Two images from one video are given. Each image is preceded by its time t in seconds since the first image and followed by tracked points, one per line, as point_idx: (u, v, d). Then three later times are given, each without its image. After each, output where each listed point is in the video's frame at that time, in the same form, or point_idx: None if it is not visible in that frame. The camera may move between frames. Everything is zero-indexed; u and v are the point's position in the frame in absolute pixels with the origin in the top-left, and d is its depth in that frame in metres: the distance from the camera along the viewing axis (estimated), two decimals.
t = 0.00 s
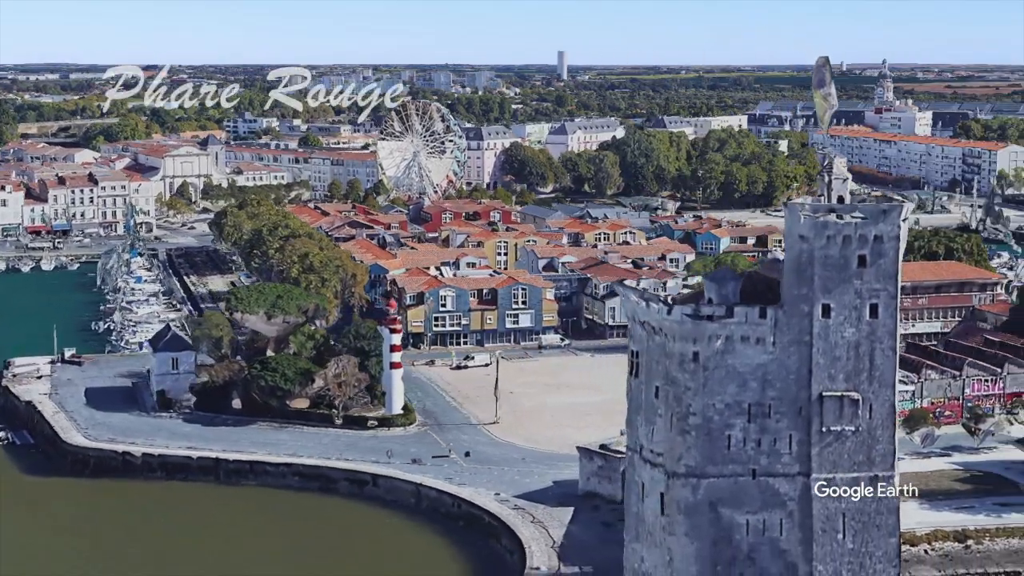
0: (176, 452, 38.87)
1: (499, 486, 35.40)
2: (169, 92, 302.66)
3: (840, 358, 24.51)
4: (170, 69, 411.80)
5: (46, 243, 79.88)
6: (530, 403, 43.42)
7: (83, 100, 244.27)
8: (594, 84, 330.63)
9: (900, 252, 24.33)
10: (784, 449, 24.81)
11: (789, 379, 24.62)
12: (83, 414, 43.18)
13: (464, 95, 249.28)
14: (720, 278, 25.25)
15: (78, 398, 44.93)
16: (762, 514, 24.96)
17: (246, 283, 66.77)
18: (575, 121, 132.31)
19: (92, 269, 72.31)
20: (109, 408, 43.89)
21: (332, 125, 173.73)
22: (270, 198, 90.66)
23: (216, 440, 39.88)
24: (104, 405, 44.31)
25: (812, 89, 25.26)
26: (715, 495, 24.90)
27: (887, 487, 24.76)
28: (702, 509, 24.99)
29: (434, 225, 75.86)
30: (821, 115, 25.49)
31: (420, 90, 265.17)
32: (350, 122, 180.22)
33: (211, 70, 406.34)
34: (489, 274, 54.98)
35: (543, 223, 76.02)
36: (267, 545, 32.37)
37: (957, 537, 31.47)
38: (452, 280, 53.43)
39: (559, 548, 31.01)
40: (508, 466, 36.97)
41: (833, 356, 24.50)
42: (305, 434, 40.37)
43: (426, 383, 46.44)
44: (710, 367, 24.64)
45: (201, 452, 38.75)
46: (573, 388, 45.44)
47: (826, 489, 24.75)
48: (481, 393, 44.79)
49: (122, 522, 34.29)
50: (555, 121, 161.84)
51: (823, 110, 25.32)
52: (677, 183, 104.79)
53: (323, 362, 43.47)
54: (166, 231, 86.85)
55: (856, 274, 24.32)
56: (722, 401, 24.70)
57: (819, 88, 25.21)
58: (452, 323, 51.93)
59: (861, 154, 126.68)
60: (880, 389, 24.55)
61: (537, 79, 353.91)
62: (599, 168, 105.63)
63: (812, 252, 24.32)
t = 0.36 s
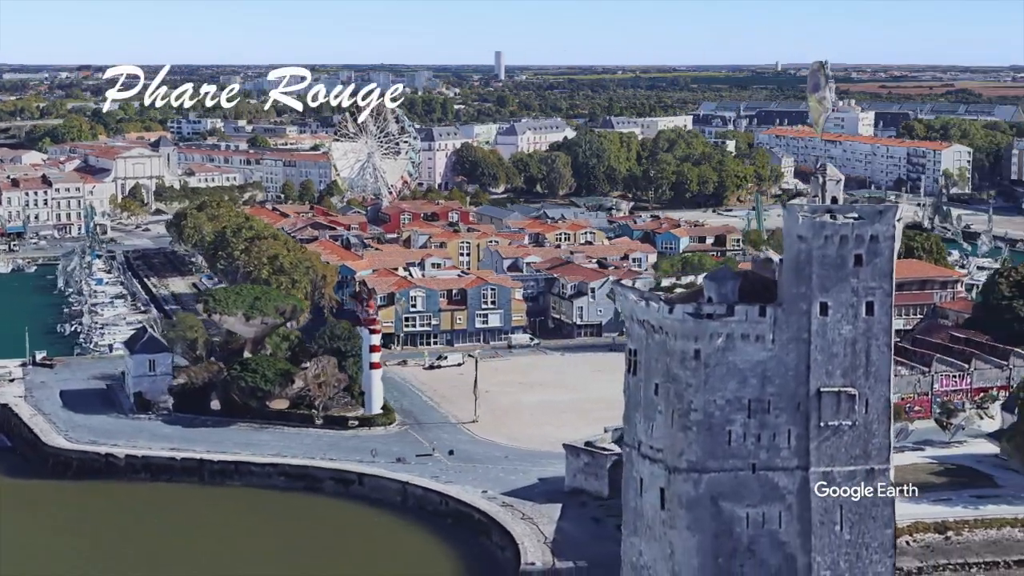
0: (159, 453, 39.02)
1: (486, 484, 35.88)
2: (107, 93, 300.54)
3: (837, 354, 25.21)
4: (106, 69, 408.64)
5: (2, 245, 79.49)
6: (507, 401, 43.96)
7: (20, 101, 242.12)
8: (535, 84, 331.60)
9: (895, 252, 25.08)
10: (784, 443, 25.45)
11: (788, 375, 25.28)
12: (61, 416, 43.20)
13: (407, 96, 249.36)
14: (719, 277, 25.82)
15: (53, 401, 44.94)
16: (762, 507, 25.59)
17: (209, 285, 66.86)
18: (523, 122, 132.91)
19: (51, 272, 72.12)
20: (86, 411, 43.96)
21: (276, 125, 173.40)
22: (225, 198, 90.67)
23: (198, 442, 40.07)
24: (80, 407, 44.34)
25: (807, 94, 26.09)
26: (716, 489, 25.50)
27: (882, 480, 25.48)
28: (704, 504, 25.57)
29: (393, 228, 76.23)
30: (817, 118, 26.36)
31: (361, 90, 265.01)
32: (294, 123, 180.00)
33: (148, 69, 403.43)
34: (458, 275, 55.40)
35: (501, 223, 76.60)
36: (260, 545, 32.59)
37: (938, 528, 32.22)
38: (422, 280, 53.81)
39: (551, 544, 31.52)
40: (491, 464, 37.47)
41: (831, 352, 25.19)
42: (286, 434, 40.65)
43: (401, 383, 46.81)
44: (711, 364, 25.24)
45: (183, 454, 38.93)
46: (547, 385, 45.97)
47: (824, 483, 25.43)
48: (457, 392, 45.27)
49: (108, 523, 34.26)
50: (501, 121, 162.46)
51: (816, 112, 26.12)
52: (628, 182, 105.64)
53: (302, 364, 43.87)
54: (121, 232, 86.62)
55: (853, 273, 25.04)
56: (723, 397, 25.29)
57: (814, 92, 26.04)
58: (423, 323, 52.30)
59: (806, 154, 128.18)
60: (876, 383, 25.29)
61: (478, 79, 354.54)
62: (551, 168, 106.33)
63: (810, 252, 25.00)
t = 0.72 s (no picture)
0: (141, 454, 39.17)
1: (470, 482, 36.33)
2: (48, 92, 297.91)
3: (830, 351, 25.85)
4: (45, 69, 404.85)
5: None
6: (484, 400, 44.41)
7: None
8: (479, 84, 331.95)
9: (885, 251, 25.75)
10: (778, 438, 26.09)
11: (782, 372, 25.90)
12: (38, 418, 43.24)
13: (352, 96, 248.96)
14: (713, 276, 26.39)
15: (29, 403, 44.95)
16: (756, 501, 26.21)
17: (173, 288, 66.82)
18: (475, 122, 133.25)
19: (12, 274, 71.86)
20: (63, 413, 43.94)
21: (224, 126, 172.76)
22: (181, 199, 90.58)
23: (179, 442, 40.25)
24: (57, 409, 44.37)
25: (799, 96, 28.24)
26: (713, 483, 26.09)
27: (874, 473, 26.16)
28: (700, 498, 26.15)
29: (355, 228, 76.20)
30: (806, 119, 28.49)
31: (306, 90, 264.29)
32: (241, 124, 179.49)
33: (87, 69, 400.20)
34: (427, 275, 55.81)
35: (461, 223, 77.08)
36: (258, 546, 33.01)
37: (916, 521, 32.94)
38: (392, 281, 54.20)
39: (540, 539, 32.01)
40: (474, 463, 37.92)
41: (823, 349, 25.84)
42: (267, 434, 40.93)
43: (375, 383, 47.07)
44: (707, 362, 25.83)
45: (166, 454, 39.11)
46: (522, 384, 46.47)
47: (817, 476, 26.09)
48: (434, 392, 45.67)
49: (103, 526, 34.56)
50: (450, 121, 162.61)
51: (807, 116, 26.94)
52: (583, 183, 106.29)
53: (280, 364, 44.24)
54: (77, 234, 86.32)
55: (844, 272, 25.67)
56: (718, 394, 25.90)
57: (806, 95, 28.17)
58: (394, 323, 52.66)
59: (755, 154, 129.31)
60: (867, 379, 25.93)
61: (421, 80, 354.37)
62: (506, 169, 106.76)
63: (804, 252, 25.62)
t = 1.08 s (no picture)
0: (123, 454, 39.30)
1: (453, 480, 36.71)
2: None
3: (819, 348, 26.45)
4: None
5: None
6: (460, 400, 44.79)
7: None
8: (428, 84, 332.31)
9: (873, 250, 26.40)
10: (768, 434, 26.66)
11: (773, 368, 26.47)
12: (15, 420, 43.24)
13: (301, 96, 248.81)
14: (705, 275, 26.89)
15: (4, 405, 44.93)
16: (748, 495, 26.76)
17: (139, 290, 66.83)
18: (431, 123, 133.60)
19: None
20: (39, 414, 43.96)
21: (175, 126, 172.21)
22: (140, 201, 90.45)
23: (160, 443, 40.41)
24: (33, 411, 44.37)
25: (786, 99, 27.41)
26: (705, 478, 26.61)
27: (862, 466, 26.82)
28: (693, 492, 26.66)
29: (317, 228, 76.11)
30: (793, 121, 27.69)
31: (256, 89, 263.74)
32: (193, 125, 179.15)
33: (31, 69, 397.22)
34: (398, 275, 56.09)
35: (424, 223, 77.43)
36: (255, 547, 33.22)
37: (894, 514, 33.62)
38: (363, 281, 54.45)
39: (527, 536, 32.44)
40: (455, 461, 38.32)
41: (813, 346, 26.43)
42: (246, 434, 41.16)
43: (350, 383, 47.39)
44: (700, 359, 26.34)
45: (147, 455, 39.26)
46: (497, 383, 46.90)
47: (807, 471, 26.69)
48: (410, 392, 46.00)
49: (98, 527, 34.69)
50: (403, 121, 162.82)
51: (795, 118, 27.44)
52: (541, 183, 106.90)
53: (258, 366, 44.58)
54: (37, 236, 86.06)
55: (833, 270, 26.29)
56: (710, 390, 26.42)
57: (793, 97, 27.39)
58: (365, 324, 52.90)
59: (709, 154, 130.34)
60: (855, 375, 26.56)
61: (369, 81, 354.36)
62: (464, 169, 107.16)
63: (793, 251, 26.21)
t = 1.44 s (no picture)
0: (104, 455, 39.37)
1: (436, 478, 37.03)
2: None
3: (806, 345, 26.97)
4: None
5: None
6: (438, 399, 45.15)
7: None
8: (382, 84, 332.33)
9: (859, 250, 26.97)
10: (757, 430, 27.12)
11: (762, 365, 26.93)
12: None
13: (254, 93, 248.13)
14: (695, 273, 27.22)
15: None
16: (737, 490, 27.21)
17: (106, 291, 66.79)
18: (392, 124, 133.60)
19: None
20: (16, 416, 43.90)
21: (131, 127, 171.40)
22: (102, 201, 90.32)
23: (140, 443, 40.48)
24: (9, 412, 44.36)
25: (772, 100, 28.07)
26: (696, 474, 27.02)
27: (848, 461, 27.43)
28: (684, 488, 27.06)
29: (284, 229, 75.94)
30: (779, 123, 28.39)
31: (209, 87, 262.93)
32: (148, 125, 178.56)
33: None
34: (370, 275, 56.35)
35: (391, 223, 77.76)
36: (250, 547, 33.61)
37: (872, 508, 34.23)
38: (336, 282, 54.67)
39: (514, 532, 32.79)
40: (436, 460, 38.65)
41: (800, 343, 26.94)
42: (226, 434, 41.37)
43: (327, 383, 47.61)
44: (690, 356, 26.74)
45: (128, 455, 39.34)
46: (473, 382, 47.24)
47: (795, 466, 27.23)
48: (388, 392, 46.31)
49: (92, 527, 35.07)
50: (361, 121, 162.73)
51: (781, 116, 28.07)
52: (502, 184, 107.43)
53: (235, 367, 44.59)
54: None
55: (820, 269, 26.81)
56: (701, 387, 26.82)
57: (779, 99, 28.08)
58: (339, 325, 53.09)
59: (668, 154, 131.12)
60: (842, 371, 27.13)
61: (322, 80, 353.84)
62: (426, 170, 107.49)
63: (781, 250, 26.67)
